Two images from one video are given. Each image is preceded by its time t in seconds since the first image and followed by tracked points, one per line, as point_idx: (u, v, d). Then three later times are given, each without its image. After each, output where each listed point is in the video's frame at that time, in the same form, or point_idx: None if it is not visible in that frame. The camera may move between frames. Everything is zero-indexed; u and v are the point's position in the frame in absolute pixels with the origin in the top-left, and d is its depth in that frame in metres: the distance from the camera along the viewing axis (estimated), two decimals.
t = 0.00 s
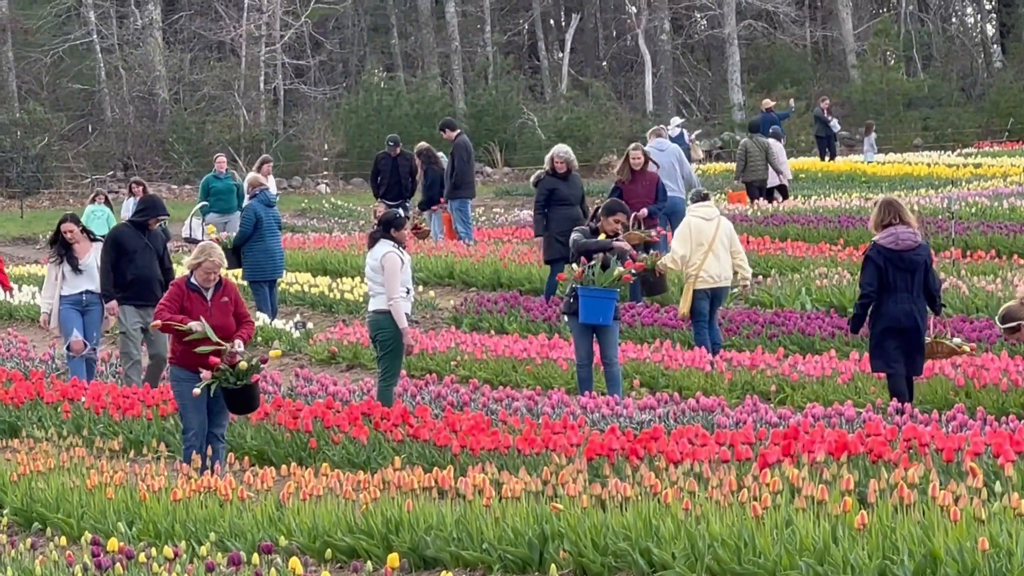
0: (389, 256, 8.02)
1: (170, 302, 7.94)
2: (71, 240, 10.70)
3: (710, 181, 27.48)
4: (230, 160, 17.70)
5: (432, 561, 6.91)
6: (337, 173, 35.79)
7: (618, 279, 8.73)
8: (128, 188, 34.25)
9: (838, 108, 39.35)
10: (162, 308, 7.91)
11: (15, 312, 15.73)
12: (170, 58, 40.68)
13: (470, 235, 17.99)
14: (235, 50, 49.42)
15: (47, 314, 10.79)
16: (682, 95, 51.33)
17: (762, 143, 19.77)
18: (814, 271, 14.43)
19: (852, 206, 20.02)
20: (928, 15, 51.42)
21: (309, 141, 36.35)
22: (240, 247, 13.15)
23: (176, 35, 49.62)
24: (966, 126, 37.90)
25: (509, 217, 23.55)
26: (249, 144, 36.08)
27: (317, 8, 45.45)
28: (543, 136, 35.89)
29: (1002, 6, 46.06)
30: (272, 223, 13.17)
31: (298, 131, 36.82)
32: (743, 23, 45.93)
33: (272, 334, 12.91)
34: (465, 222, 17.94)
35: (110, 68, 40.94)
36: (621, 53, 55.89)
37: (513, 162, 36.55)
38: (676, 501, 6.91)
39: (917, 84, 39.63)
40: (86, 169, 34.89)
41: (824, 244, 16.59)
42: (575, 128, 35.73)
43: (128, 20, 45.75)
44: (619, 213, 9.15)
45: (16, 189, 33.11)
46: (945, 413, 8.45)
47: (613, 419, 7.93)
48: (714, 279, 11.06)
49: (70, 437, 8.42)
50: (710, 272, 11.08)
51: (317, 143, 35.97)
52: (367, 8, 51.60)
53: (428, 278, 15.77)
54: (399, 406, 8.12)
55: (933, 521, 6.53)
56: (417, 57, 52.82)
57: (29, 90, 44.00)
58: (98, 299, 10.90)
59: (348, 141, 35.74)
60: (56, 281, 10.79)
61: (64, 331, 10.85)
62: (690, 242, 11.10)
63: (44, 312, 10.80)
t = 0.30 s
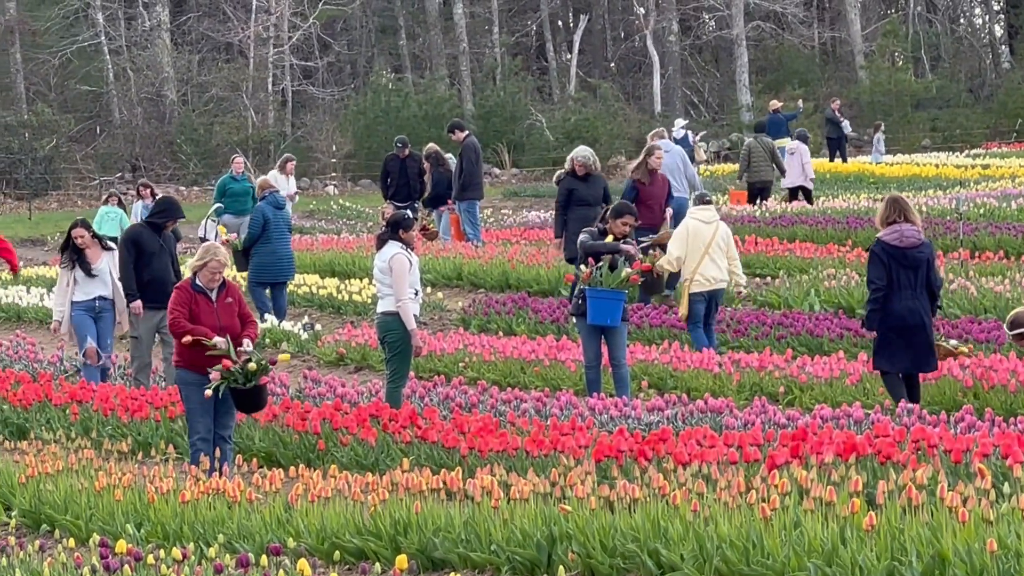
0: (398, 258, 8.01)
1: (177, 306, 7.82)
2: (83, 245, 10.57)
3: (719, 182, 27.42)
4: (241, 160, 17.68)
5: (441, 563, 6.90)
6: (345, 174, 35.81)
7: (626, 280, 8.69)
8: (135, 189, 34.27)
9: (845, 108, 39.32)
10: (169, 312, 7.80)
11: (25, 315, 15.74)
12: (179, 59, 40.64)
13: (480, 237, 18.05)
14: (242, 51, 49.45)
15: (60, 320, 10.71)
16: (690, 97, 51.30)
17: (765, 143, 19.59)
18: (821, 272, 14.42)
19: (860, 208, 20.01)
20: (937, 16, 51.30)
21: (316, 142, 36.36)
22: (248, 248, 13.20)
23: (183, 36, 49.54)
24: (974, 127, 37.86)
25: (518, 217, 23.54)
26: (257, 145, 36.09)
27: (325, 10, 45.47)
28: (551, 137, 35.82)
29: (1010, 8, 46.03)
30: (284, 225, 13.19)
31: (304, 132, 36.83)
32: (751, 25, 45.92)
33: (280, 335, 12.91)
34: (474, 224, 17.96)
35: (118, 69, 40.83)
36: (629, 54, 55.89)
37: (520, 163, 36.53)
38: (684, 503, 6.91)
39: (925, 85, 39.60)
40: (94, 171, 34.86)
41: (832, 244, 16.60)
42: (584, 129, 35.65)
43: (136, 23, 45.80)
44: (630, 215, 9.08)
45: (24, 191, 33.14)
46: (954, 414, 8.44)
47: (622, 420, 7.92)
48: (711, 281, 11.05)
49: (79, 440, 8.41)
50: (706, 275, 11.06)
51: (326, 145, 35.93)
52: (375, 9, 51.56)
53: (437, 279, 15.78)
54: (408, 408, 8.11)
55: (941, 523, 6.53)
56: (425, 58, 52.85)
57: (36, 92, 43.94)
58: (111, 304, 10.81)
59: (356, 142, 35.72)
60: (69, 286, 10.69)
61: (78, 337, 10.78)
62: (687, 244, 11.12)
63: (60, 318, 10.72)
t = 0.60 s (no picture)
0: (409, 260, 8.02)
1: (186, 308, 7.76)
2: (100, 245, 10.49)
3: (729, 183, 27.37)
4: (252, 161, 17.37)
5: (452, 565, 6.89)
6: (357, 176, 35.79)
7: (636, 283, 8.71)
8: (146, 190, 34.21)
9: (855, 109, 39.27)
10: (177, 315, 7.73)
11: (37, 317, 15.77)
12: (189, 61, 40.63)
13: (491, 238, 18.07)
14: (253, 53, 49.42)
15: (74, 320, 10.63)
16: (701, 98, 51.20)
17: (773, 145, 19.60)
18: (831, 274, 14.40)
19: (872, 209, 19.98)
20: (947, 18, 51.32)
21: (327, 145, 36.35)
22: (256, 251, 13.20)
23: (194, 39, 49.64)
24: (985, 129, 37.80)
25: (530, 220, 23.49)
26: (269, 147, 36.06)
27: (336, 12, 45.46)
28: (562, 139, 35.80)
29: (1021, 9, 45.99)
30: (292, 227, 13.21)
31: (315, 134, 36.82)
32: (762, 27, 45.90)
33: (292, 336, 12.88)
34: (485, 226, 17.98)
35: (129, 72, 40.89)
36: (639, 55, 55.88)
37: (532, 165, 36.48)
38: (696, 505, 6.90)
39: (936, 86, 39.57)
40: (105, 173, 34.88)
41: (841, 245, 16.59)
42: (595, 131, 35.59)
43: (146, 25, 45.73)
44: (639, 217, 9.05)
45: (36, 194, 33.18)
46: (967, 416, 8.42)
47: (632, 421, 7.91)
48: (710, 280, 11.09)
49: (89, 442, 8.38)
50: (707, 274, 11.09)
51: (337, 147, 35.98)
52: (386, 11, 51.52)
53: (448, 281, 15.78)
54: (419, 409, 8.11)
55: (953, 525, 6.51)
56: (436, 60, 52.77)
57: (46, 94, 44.03)
58: (125, 304, 10.72)
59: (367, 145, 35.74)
60: (82, 287, 10.61)
61: (92, 337, 10.70)
62: (688, 243, 11.05)
63: (71, 318, 10.61)
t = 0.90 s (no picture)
0: (423, 261, 8.03)
1: (199, 309, 7.75)
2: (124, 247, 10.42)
3: (742, 184, 27.35)
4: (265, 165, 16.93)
5: (466, 565, 6.89)
6: (370, 177, 35.77)
7: (652, 288, 8.69)
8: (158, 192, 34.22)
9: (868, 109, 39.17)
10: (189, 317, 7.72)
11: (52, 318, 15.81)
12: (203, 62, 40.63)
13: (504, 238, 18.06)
14: (267, 55, 49.38)
15: (96, 324, 10.53)
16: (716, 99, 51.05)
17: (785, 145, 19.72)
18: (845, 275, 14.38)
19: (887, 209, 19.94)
20: (962, 19, 51.20)
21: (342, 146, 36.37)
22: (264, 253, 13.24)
23: (209, 39, 49.83)
24: (999, 130, 37.67)
25: (544, 220, 23.49)
26: (283, 148, 36.06)
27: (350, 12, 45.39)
28: (576, 140, 35.80)
29: None
30: (299, 228, 13.19)
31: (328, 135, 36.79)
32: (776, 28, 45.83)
33: (306, 338, 12.90)
34: (500, 227, 17.97)
35: (143, 72, 41.00)
36: (653, 56, 55.77)
37: (546, 166, 36.44)
38: (710, 506, 6.90)
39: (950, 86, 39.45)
40: (120, 174, 35.02)
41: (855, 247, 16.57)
42: (609, 132, 35.56)
43: (160, 25, 45.74)
44: (648, 218, 9.05)
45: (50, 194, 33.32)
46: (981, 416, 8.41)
47: (646, 422, 7.91)
48: (707, 286, 11.13)
49: (103, 443, 8.38)
50: (703, 280, 11.13)
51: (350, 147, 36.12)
52: (400, 12, 51.48)
53: (462, 282, 15.80)
54: (433, 409, 8.10)
55: (966, 525, 6.51)
56: (451, 61, 52.74)
57: (62, 95, 44.25)
58: (147, 308, 10.63)
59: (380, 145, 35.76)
60: (104, 291, 10.50)
61: (113, 340, 10.60)
62: (686, 250, 11.06)
63: (93, 321, 10.51)
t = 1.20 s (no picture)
0: (439, 261, 8.04)
1: (214, 311, 7.74)
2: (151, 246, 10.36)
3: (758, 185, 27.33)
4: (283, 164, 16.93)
5: (481, 566, 6.87)
6: (384, 178, 35.77)
7: (675, 294, 8.73)
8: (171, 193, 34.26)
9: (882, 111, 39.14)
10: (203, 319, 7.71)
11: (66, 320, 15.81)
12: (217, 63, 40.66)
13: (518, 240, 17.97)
14: (281, 56, 49.42)
15: (121, 322, 10.44)
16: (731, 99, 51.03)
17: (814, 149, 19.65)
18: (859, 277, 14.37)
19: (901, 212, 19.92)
20: (978, 20, 51.20)
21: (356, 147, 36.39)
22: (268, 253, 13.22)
23: (223, 40, 49.90)
24: (1013, 131, 37.59)
25: (558, 221, 23.50)
26: (297, 150, 36.08)
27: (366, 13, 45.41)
28: (590, 142, 35.76)
29: None
30: (302, 227, 13.13)
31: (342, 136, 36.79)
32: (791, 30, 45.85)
33: (320, 338, 12.89)
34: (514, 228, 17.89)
35: (159, 73, 41.06)
36: (667, 57, 55.80)
37: (560, 167, 36.43)
38: (725, 508, 6.88)
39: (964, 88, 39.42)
40: (134, 175, 35.05)
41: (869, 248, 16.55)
42: (623, 133, 35.54)
43: (175, 26, 45.82)
44: (658, 216, 8.97)
45: (64, 195, 33.39)
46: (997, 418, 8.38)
47: (661, 423, 7.89)
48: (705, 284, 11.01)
49: (118, 443, 8.36)
50: (703, 277, 11.02)
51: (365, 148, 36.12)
52: (415, 13, 51.55)
53: (476, 283, 15.78)
54: (447, 411, 8.10)
55: (981, 527, 6.49)
56: (465, 61, 52.84)
57: (77, 95, 44.28)
58: (170, 307, 10.61)
59: (395, 146, 35.73)
60: (129, 288, 10.41)
61: (137, 339, 10.51)
62: (683, 248, 11.04)
63: (118, 318, 10.42)
